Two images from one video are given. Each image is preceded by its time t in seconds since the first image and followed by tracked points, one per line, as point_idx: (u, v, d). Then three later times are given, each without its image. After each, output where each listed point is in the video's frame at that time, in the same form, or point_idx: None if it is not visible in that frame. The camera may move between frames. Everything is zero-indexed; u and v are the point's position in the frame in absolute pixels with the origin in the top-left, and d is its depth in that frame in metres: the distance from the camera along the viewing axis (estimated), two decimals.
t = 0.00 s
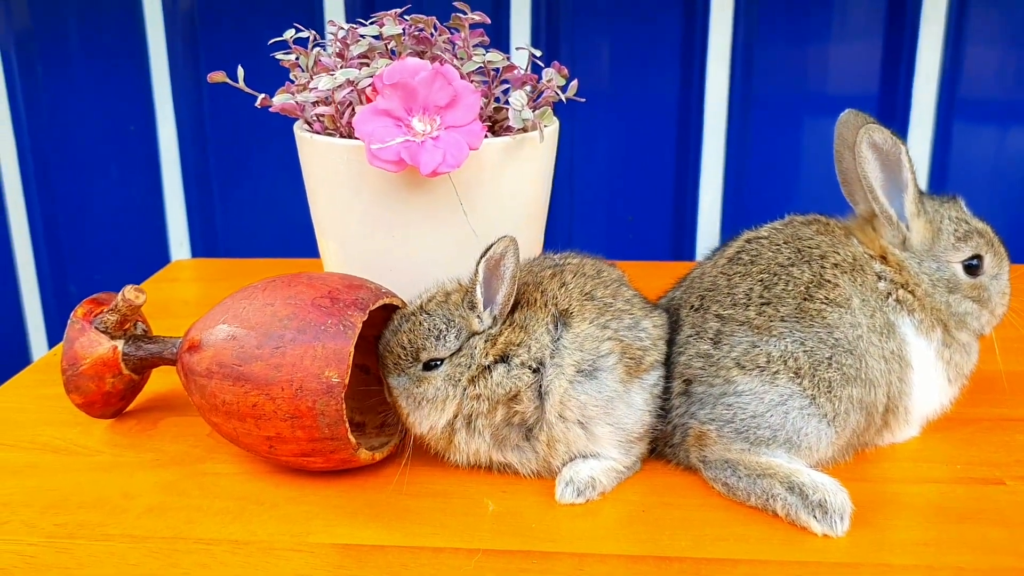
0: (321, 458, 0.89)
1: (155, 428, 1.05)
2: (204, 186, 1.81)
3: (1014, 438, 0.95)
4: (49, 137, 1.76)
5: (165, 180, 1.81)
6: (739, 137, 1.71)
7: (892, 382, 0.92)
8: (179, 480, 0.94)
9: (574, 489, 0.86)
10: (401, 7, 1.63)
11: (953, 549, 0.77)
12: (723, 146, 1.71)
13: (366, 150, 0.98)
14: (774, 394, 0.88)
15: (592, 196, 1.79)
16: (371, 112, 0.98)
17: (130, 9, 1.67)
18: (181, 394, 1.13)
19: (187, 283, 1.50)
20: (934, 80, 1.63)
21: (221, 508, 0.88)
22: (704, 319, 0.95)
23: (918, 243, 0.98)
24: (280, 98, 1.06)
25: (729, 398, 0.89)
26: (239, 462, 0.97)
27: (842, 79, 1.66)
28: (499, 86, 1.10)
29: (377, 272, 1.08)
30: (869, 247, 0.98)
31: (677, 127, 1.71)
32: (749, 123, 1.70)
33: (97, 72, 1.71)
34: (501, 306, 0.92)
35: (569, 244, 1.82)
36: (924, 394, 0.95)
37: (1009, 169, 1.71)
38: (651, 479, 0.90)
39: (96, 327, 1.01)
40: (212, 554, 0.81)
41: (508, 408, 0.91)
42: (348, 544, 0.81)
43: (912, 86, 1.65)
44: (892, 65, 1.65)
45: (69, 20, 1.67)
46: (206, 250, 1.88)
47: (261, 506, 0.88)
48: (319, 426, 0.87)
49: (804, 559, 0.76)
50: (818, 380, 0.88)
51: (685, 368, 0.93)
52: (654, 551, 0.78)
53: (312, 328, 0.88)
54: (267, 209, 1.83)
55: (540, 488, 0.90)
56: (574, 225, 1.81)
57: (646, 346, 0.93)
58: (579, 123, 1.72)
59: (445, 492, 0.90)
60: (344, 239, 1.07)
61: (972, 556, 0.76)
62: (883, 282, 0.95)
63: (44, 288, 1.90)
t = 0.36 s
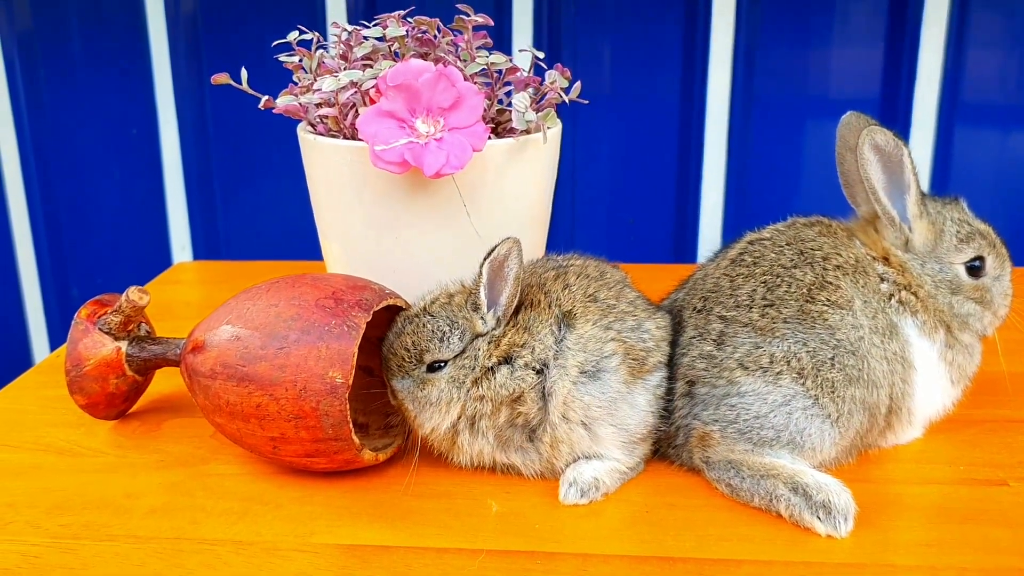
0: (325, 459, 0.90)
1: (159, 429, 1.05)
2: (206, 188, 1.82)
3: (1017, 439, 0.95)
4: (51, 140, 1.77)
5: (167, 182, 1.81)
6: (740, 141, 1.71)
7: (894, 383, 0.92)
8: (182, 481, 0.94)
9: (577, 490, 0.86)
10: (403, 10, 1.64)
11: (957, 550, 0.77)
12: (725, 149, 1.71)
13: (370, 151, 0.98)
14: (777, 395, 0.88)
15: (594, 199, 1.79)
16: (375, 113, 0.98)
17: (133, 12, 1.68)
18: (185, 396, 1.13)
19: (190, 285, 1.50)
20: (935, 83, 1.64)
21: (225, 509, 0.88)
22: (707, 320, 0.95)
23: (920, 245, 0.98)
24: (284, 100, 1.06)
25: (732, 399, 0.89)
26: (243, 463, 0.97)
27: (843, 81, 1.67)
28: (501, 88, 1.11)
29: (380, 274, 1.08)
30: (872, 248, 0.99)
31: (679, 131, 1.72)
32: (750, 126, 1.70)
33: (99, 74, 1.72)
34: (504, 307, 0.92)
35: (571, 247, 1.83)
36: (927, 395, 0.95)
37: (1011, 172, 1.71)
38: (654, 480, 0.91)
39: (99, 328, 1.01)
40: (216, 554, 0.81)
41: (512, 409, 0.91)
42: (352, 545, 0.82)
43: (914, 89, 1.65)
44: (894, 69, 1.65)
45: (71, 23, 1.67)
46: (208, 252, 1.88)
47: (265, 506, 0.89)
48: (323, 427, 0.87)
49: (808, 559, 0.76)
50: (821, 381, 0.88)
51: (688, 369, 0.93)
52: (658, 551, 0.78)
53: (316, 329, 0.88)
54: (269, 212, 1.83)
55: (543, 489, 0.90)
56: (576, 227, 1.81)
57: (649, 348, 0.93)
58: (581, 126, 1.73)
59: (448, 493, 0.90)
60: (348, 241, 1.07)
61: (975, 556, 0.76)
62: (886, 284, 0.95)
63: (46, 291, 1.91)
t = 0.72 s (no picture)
0: (324, 464, 0.89)
1: (157, 434, 1.05)
2: (206, 193, 1.82)
3: (1018, 444, 0.94)
4: (52, 144, 1.77)
5: (167, 187, 1.81)
6: (740, 146, 1.71)
7: (896, 388, 0.91)
8: (181, 485, 0.93)
9: (577, 495, 0.86)
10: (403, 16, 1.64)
11: (959, 555, 0.76)
12: (725, 154, 1.71)
13: (370, 155, 0.98)
14: (778, 400, 0.87)
15: (593, 203, 1.79)
16: (374, 116, 0.98)
17: (134, 17, 1.68)
18: (183, 400, 1.13)
19: (190, 290, 1.50)
20: (936, 88, 1.63)
21: (223, 514, 0.88)
22: (707, 325, 0.95)
23: (922, 249, 0.98)
24: (283, 103, 1.06)
25: (733, 403, 0.88)
26: (242, 468, 0.97)
27: (843, 86, 1.66)
28: (501, 92, 1.10)
29: (380, 277, 1.08)
30: (873, 253, 0.98)
31: (679, 136, 1.72)
32: (750, 131, 1.70)
33: (100, 78, 1.72)
34: (504, 312, 0.92)
35: (570, 250, 1.82)
36: (928, 400, 0.95)
37: (1012, 177, 1.70)
38: (654, 485, 0.90)
39: (98, 332, 1.00)
40: (215, 559, 0.81)
41: (511, 414, 0.91)
42: (350, 550, 0.81)
43: (914, 94, 1.65)
44: (895, 73, 1.65)
45: (72, 28, 1.67)
46: (208, 257, 1.88)
47: (264, 511, 0.88)
48: (322, 432, 0.86)
49: (809, 565, 0.76)
50: (822, 386, 0.88)
51: (688, 374, 0.93)
52: (658, 557, 0.77)
53: (315, 333, 0.88)
54: (269, 217, 1.83)
55: (543, 494, 0.90)
56: (576, 231, 1.81)
57: (650, 352, 0.93)
58: (581, 131, 1.72)
59: (448, 498, 0.89)
60: (347, 246, 1.07)
61: (978, 562, 0.75)
62: (888, 288, 0.95)
63: (46, 295, 1.91)
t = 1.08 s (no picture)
0: (315, 466, 0.89)
1: (150, 436, 1.04)
2: (202, 196, 1.81)
3: (1013, 447, 0.94)
4: (47, 147, 1.76)
5: (163, 189, 1.81)
6: (737, 148, 1.71)
7: (890, 389, 0.91)
8: (172, 488, 0.93)
9: (570, 497, 0.85)
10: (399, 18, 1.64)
11: (953, 558, 0.76)
12: (722, 156, 1.71)
13: (361, 156, 0.97)
14: (771, 401, 0.87)
15: (590, 206, 1.78)
16: (366, 117, 0.97)
17: (130, 19, 1.68)
18: (175, 403, 1.12)
19: (185, 292, 1.50)
20: (932, 90, 1.63)
21: (214, 516, 0.87)
22: (700, 326, 0.95)
23: (916, 250, 0.98)
24: (276, 104, 1.05)
25: (726, 405, 0.88)
26: (233, 470, 0.96)
27: (840, 89, 1.66)
28: (495, 93, 1.10)
29: (373, 278, 1.07)
30: (867, 254, 0.98)
31: (676, 139, 1.71)
32: (747, 133, 1.70)
33: (95, 81, 1.71)
34: (496, 313, 0.92)
35: (568, 253, 1.82)
36: (923, 401, 0.94)
37: (1010, 179, 1.70)
38: (647, 487, 0.90)
39: (90, 334, 1.00)
40: (205, 562, 0.80)
41: (503, 416, 0.90)
42: (341, 552, 0.80)
43: (911, 97, 1.64)
44: (892, 75, 1.64)
45: (68, 31, 1.67)
46: (204, 260, 1.88)
47: (255, 514, 0.88)
48: (313, 434, 0.86)
49: (803, 567, 0.75)
50: (815, 387, 0.87)
51: (681, 375, 0.92)
52: (651, 559, 0.77)
53: (307, 335, 0.87)
54: (265, 219, 1.83)
55: (535, 496, 0.90)
56: (573, 233, 1.81)
57: (643, 353, 0.92)
58: (578, 133, 1.72)
59: (440, 500, 0.89)
60: (340, 247, 1.07)
61: (973, 565, 0.75)
62: (881, 290, 0.95)
63: (41, 298, 1.90)
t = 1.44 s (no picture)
0: (310, 469, 0.88)
1: (145, 438, 1.04)
2: (200, 197, 1.81)
3: (1012, 449, 0.94)
4: (45, 149, 1.76)
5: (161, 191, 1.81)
6: (736, 149, 1.70)
7: (887, 391, 0.91)
8: (167, 490, 0.92)
9: (566, 500, 0.85)
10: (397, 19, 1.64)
11: (952, 561, 0.75)
12: (721, 156, 1.70)
13: (358, 157, 0.97)
14: (768, 403, 0.87)
15: (589, 207, 1.78)
16: (362, 118, 0.97)
17: (128, 21, 1.67)
18: (171, 405, 1.12)
19: (182, 293, 1.49)
20: (931, 91, 1.63)
21: (209, 519, 0.87)
22: (697, 328, 0.94)
23: (914, 252, 0.97)
24: (272, 105, 1.05)
25: (723, 407, 0.88)
26: (228, 473, 0.96)
27: (838, 90, 1.66)
28: (492, 94, 1.10)
29: (369, 280, 1.07)
30: (864, 255, 0.98)
31: (675, 139, 1.71)
32: (746, 133, 1.70)
33: (93, 82, 1.71)
34: (493, 314, 0.91)
35: (566, 254, 1.81)
36: (920, 403, 0.94)
37: (1009, 180, 1.70)
38: (644, 490, 0.89)
39: (85, 336, 0.99)
40: (199, 564, 0.79)
41: (499, 418, 0.90)
42: (336, 555, 0.80)
43: (910, 98, 1.64)
44: (890, 75, 1.64)
45: (66, 31, 1.67)
46: (202, 261, 1.87)
47: (250, 516, 0.87)
48: (308, 436, 0.85)
49: (800, 570, 0.75)
50: (812, 389, 0.87)
51: (678, 377, 0.92)
52: (647, 562, 0.76)
53: (302, 336, 0.87)
54: (263, 221, 1.82)
55: (532, 498, 0.89)
56: (572, 235, 1.80)
57: (639, 355, 0.92)
58: (577, 134, 1.72)
59: (436, 503, 0.88)
60: (336, 249, 1.06)
61: (972, 568, 0.74)
62: (879, 291, 0.94)
63: (39, 300, 1.90)
